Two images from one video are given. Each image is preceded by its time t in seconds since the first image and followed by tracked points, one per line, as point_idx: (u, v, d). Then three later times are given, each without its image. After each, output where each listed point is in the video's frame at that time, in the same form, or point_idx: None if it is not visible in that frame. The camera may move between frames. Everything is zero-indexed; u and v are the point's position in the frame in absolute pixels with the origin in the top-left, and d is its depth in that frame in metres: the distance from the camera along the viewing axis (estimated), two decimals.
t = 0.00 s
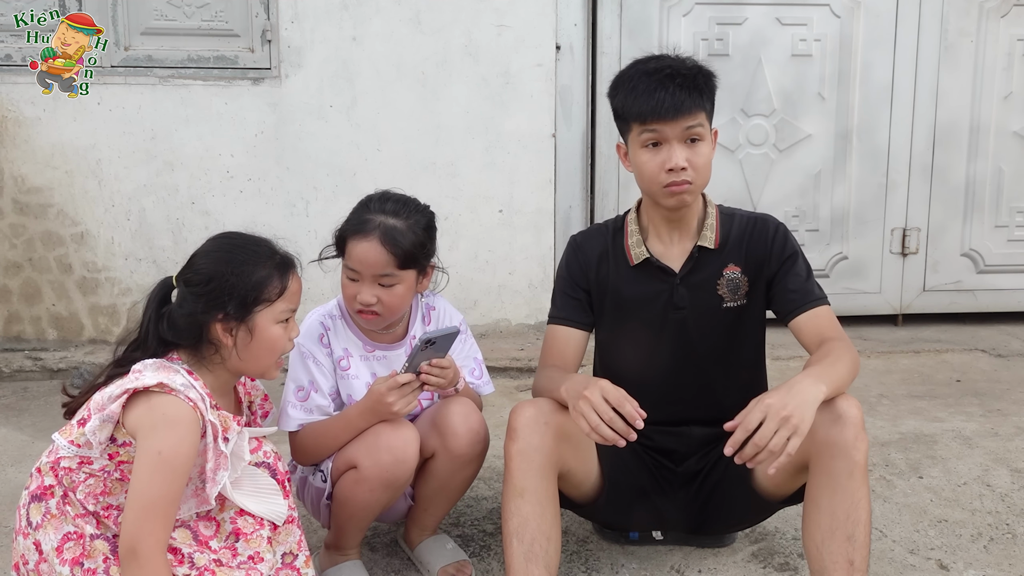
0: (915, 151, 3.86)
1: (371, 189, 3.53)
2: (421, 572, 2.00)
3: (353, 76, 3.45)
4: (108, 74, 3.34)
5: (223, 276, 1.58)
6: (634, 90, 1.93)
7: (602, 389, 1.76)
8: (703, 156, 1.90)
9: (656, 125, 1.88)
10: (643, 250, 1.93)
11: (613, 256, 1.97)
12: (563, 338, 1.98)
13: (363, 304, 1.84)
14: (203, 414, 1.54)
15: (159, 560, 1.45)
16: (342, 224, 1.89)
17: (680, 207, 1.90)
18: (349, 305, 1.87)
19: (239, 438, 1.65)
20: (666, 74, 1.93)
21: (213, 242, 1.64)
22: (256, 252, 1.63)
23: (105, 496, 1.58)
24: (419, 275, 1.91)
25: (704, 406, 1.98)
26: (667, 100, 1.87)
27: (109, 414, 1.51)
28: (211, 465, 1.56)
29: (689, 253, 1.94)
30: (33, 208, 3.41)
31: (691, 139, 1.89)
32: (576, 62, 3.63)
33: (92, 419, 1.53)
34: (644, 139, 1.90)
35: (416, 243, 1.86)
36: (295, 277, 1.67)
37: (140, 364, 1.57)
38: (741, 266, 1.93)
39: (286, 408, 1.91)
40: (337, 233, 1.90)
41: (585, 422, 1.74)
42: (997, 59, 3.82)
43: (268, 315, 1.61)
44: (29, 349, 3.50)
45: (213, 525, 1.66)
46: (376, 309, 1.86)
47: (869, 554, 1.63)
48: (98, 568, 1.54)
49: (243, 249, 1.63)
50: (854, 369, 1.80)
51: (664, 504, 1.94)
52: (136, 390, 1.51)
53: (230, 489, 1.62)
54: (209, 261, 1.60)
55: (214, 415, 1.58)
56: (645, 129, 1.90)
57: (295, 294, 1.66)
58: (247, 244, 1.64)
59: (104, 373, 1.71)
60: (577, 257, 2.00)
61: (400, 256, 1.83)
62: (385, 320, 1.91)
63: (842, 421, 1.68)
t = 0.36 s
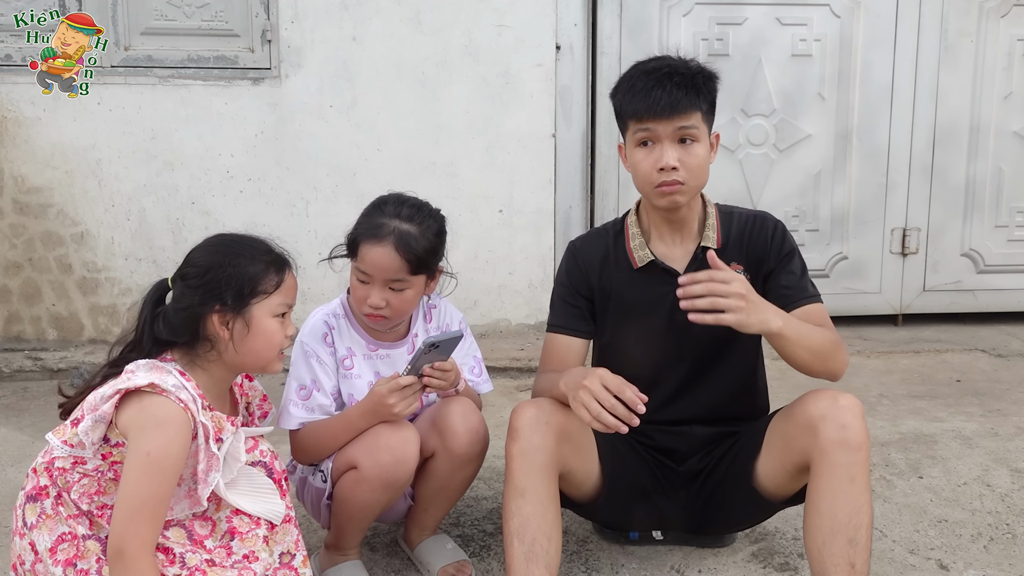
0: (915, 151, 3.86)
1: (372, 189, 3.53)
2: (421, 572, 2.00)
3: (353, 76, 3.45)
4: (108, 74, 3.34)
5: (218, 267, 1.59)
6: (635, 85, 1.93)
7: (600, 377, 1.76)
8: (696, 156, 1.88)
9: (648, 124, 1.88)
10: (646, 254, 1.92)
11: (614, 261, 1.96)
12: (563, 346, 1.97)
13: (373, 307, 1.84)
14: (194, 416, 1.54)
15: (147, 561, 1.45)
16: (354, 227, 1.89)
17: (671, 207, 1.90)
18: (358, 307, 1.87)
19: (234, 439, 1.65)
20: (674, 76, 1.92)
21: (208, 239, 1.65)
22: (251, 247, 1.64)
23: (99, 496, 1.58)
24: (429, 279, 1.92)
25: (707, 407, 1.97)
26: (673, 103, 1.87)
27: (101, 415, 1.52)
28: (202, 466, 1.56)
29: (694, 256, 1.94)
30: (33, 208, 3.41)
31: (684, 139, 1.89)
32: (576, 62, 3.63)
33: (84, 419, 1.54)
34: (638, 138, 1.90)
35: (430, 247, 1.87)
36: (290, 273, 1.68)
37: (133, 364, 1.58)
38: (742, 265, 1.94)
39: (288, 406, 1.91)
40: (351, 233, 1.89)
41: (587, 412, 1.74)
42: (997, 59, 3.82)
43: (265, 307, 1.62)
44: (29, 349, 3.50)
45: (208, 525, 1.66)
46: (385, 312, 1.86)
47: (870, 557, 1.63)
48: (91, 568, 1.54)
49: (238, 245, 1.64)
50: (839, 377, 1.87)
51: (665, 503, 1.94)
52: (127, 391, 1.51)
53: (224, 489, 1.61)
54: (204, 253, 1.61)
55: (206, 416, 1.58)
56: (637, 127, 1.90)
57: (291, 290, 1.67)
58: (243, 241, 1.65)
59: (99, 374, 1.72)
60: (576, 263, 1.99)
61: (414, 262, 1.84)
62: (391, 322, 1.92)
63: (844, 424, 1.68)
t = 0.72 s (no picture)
0: (915, 151, 3.86)
1: (371, 189, 3.53)
2: (421, 572, 2.00)
3: (353, 76, 3.45)
4: (108, 74, 3.34)
5: (219, 263, 1.59)
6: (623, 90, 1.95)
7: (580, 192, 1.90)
8: (671, 172, 1.86)
9: (625, 137, 1.89)
10: (643, 246, 1.94)
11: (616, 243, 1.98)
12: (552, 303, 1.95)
13: (373, 305, 1.84)
14: (191, 415, 1.54)
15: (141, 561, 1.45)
16: (360, 223, 1.89)
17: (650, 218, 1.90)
18: (359, 305, 1.87)
19: (233, 441, 1.65)
20: (683, 88, 1.91)
21: (211, 236, 1.65)
22: (252, 245, 1.65)
23: (99, 493, 1.59)
24: (430, 282, 1.92)
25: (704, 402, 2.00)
26: (666, 117, 1.86)
27: (100, 412, 1.52)
28: (198, 466, 1.56)
29: (684, 247, 1.96)
30: (33, 208, 3.42)
31: (659, 155, 1.87)
32: (576, 61, 3.62)
33: (83, 417, 1.53)
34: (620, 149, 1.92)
35: (434, 248, 1.87)
36: (291, 273, 1.68)
37: (133, 362, 1.58)
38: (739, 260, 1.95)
39: (291, 403, 1.89)
40: (355, 231, 1.90)
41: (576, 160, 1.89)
42: (997, 59, 3.82)
43: (265, 305, 1.61)
44: (29, 349, 3.50)
45: (205, 528, 1.66)
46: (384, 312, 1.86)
47: (871, 557, 1.64)
48: (89, 564, 1.54)
49: (239, 243, 1.64)
50: (840, 249, 1.81)
51: (664, 503, 1.95)
52: (126, 389, 1.51)
53: (221, 490, 1.61)
54: (205, 250, 1.62)
55: (204, 416, 1.58)
56: (620, 138, 1.92)
57: (291, 289, 1.67)
58: (243, 240, 1.65)
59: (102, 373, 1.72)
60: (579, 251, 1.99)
61: (416, 262, 1.83)
62: (391, 322, 1.91)
63: (845, 425, 1.67)
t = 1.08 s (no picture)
0: (915, 151, 3.86)
1: (372, 189, 3.53)
2: (421, 572, 2.00)
3: (353, 76, 3.45)
4: (108, 74, 3.34)
5: (229, 273, 1.59)
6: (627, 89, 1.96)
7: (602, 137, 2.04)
8: (678, 164, 1.86)
9: (634, 132, 1.90)
10: (648, 231, 1.96)
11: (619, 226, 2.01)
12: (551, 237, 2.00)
13: (374, 306, 1.84)
14: (192, 413, 1.53)
15: (132, 558, 1.44)
16: (361, 225, 1.89)
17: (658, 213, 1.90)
18: (360, 306, 1.87)
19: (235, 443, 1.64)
20: (685, 81, 1.94)
21: (218, 244, 1.64)
22: (262, 251, 1.64)
23: (99, 487, 1.58)
24: (431, 283, 1.91)
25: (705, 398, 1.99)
26: (673, 110, 1.87)
27: (105, 405, 1.53)
28: (195, 465, 1.55)
29: (686, 237, 1.95)
30: (33, 208, 3.41)
31: (668, 147, 1.88)
32: (576, 61, 3.62)
33: (89, 409, 1.55)
34: (627, 144, 1.93)
35: (435, 249, 1.87)
36: (302, 276, 1.67)
37: (141, 359, 1.59)
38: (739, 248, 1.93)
39: (291, 404, 1.90)
40: (356, 233, 1.90)
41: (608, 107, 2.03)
42: (997, 59, 3.82)
43: (277, 311, 1.61)
44: (28, 349, 3.50)
45: (202, 531, 1.66)
46: (384, 313, 1.86)
47: (868, 557, 1.64)
48: (83, 557, 1.53)
49: (249, 249, 1.63)
50: (846, 197, 1.81)
51: (664, 503, 1.94)
52: (132, 382, 1.52)
53: (220, 490, 1.60)
54: (215, 259, 1.61)
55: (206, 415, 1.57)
56: (627, 133, 1.93)
57: (303, 293, 1.67)
58: (254, 245, 1.65)
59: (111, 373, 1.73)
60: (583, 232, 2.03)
61: (419, 262, 1.84)
62: (392, 322, 1.91)
63: (841, 425, 1.67)
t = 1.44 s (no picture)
0: (915, 151, 3.86)
1: (372, 189, 3.53)
2: (421, 572, 1.99)
3: (353, 76, 3.45)
4: (108, 74, 3.34)
5: (234, 269, 1.59)
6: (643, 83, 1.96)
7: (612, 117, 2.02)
8: (710, 159, 1.88)
9: (668, 127, 1.87)
10: (649, 221, 1.96)
11: (617, 213, 2.01)
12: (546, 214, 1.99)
13: (374, 307, 1.84)
14: (192, 407, 1.54)
15: (131, 554, 1.44)
16: (361, 225, 1.89)
17: (683, 206, 1.90)
18: (360, 307, 1.87)
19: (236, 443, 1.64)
20: (712, 78, 1.94)
21: (226, 239, 1.65)
22: (270, 250, 1.64)
23: (100, 485, 1.57)
24: (431, 284, 1.91)
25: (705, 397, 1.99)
26: (697, 103, 1.86)
27: (106, 402, 1.54)
28: (195, 459, 1.56)
29: (689, 225, 1.95)
30: (33, 208, 3.41)
31: (701, 142, 1.88)
32: (576, 61, 3.62)
33: (91, 407, 1.56)
34: (655, 138, 1.89)
35: (434, 250, 1.86)
36: (306, 279, 1.67)
37: (141, 355, 1.59)
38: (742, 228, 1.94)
39: (291, 404, 1.90)
40: (356, 233, 1.90)
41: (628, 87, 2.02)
42: (997, 59, 3.82)
43: (278, 311, 1.61)
44: (28, 349, 3.50)
45: (200, 532, 1.66)
46: (385, 313, 1.86)
47: (871, 558, 1.64)
48: (81, 554, 1.53)
49: (258, 247, 1.63)
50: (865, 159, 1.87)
51: (664, 502, 1.95)
52: (131, 379, 1.52)
53: (220, 488, 1.60)
54: (222, 253, 1.61)
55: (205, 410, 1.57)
56: (656, 128, 1.88)
57: (305, 295, 1.66)
58: (260, 242, 1.65)
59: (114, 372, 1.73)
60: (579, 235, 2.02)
61: (426, 261, 1.85)
62: (392, 323, 1.92)
63: (845, 425, 1.67)
